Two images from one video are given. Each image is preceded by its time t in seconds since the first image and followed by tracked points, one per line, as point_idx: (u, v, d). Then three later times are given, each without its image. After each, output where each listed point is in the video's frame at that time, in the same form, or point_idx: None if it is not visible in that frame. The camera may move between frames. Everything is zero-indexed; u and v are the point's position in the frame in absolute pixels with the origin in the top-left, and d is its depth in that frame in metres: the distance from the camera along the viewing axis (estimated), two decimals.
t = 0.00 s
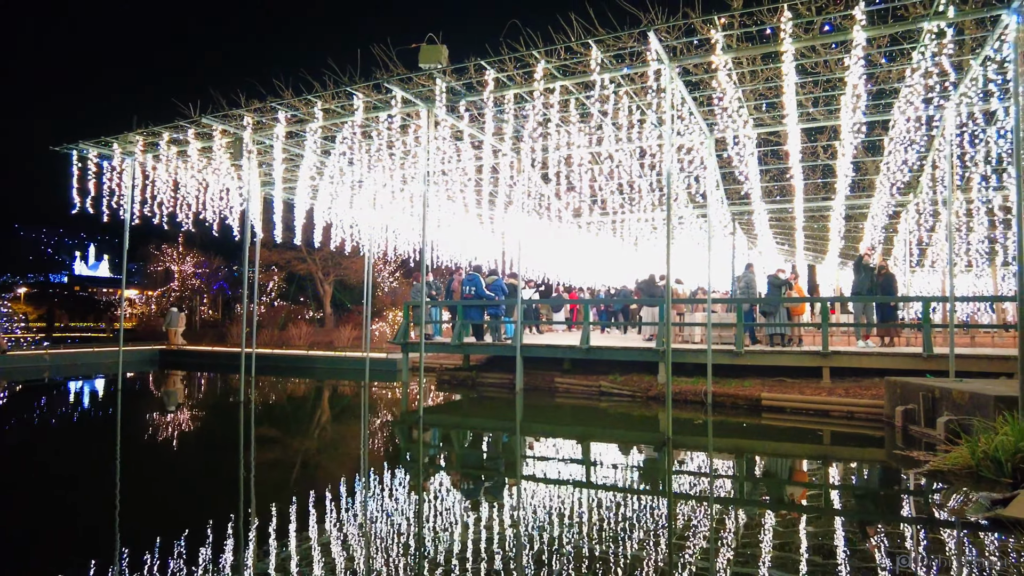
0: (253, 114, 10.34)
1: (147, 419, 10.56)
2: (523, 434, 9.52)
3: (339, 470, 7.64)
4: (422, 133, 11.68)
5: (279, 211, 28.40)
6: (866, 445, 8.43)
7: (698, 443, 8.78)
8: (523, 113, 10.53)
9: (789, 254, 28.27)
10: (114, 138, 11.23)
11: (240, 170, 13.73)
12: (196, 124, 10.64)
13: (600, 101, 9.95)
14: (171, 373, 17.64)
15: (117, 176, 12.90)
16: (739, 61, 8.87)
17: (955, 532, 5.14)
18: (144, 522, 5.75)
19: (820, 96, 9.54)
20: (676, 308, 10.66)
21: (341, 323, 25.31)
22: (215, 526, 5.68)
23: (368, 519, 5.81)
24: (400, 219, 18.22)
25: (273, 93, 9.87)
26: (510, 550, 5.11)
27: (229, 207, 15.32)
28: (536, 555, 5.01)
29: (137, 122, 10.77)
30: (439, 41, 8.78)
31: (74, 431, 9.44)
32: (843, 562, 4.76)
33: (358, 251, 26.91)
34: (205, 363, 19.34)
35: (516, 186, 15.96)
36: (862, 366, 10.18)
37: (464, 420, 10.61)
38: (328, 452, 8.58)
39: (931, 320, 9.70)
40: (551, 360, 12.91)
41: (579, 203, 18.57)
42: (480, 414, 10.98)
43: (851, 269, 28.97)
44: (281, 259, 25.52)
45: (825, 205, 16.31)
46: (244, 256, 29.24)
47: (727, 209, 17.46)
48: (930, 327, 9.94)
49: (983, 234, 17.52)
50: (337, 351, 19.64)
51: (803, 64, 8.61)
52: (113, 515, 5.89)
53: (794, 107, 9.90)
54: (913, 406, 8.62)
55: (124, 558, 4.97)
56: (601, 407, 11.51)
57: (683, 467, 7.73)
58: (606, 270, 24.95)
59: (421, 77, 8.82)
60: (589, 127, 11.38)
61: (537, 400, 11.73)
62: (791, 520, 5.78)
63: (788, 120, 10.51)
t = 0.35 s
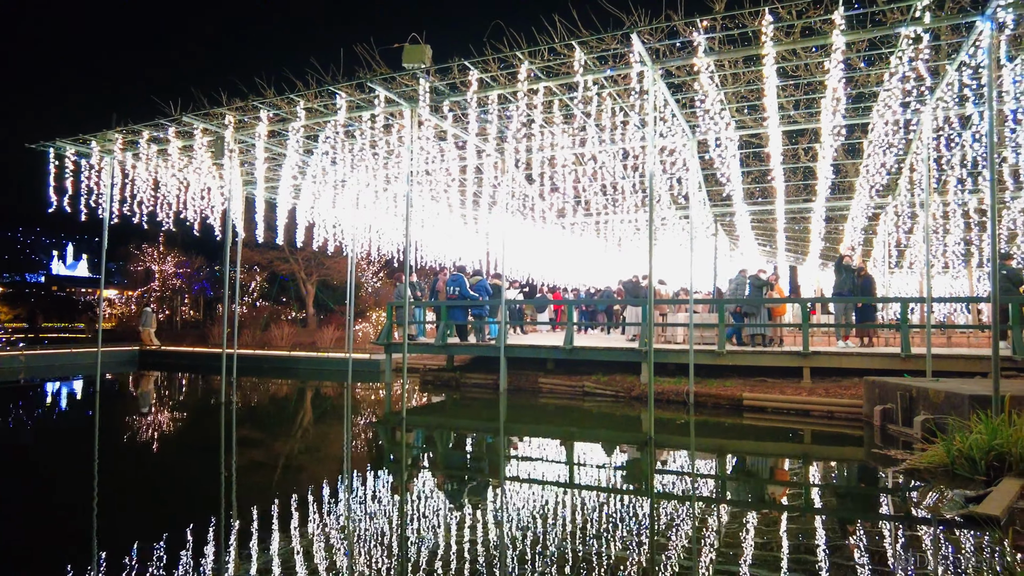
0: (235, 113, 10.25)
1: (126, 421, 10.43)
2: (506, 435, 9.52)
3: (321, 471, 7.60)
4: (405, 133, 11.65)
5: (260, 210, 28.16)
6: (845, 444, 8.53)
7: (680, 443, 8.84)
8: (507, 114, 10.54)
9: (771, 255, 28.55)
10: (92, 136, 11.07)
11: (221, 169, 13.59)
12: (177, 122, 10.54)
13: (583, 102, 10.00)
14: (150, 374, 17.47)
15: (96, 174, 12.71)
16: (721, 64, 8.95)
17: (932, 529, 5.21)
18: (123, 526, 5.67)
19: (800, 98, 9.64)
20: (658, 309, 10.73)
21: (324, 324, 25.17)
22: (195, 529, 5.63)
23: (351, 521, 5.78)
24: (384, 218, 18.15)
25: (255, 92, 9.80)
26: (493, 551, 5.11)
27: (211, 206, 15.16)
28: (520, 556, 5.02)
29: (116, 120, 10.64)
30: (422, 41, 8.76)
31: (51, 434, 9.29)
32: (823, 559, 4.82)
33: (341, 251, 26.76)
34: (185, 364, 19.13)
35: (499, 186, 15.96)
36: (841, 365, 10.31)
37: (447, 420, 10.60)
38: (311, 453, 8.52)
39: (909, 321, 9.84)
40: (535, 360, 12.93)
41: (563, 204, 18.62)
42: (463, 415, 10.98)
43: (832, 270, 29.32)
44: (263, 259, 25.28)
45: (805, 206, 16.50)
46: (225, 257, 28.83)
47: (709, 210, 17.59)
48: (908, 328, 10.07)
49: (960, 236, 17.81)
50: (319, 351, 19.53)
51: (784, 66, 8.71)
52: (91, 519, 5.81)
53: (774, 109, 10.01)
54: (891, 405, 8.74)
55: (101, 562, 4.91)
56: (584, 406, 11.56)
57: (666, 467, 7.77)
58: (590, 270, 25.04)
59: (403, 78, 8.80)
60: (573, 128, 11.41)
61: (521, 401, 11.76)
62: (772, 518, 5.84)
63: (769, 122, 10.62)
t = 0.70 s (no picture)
0: (216, 112, 10.16)
1: (106, 423, 10.29)
2: (490, 435, 9.53)
3: (303, 473, 7.53)
4: (388, 133, 11.62)
5: (242, 210, 27.92)
6: (824, 443, 8.64)
7: (662, 443, 8.90)
8: (491, 114, 10.55)
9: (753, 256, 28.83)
10: (69, 134, 10.92)
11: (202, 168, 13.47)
12: (156, 120, 10.42)
13: (566, 103, 10.03)
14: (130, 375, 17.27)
15: (73, 172, 12.54)
16: (703, 66, 9.02)
17: (909, 526, 5.29)
18: (101, 529, 5.61)
19: (781, 101, 9.74)
20: (641, 310, 10.79)
21: (306, 324, 24.99)
22: (175, 532, 5.57)
23: (334, 522, 5.76)
24: (367, 218, 18.08)
25: (236, 91, 9.72)
26: (477, 552, 5.11)
27: (191, 206, 15.01)
28: (503, 556, 5.03)
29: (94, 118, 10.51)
30: (405, 41, 8.74)
31: (27, 436, 9.15)
32: (803, 557, 4.87)
33: (324, 251, 26.61)
34: (165, 365, 18.91)
35: (484, 186, 15.95)
36: (821, 366, 10.42)
37: (431, 421, 10.58)
38: (293, 454, 8.47)
39: (887, 321, 9.98)
40: (518, 361, 12.95)
41: (547, 205, 18.66)
42: (446, 416, 10.96)
43: (813, 271, 29.67)
44: (245, 259, 25.06)
45: (786, 208, 16.68)
46: (206, 257, 28.53)
47: (692, 211, 17.72)
48: (886, 328, 10.20)
49: (937, 238, 18.10)
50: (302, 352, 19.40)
51: (765, 70, 8.80)
52: (68, 523, 5.73)
53: (756, 112, 10.12)
54: (869, 404, 8.87)
55: (79, 566, 4.85)
56: (567, 406, 11.60)
57: (649, 466, 7.82)
58: (574, 271, 25.12)
59: (387, 77, 8.78)
60: (556, 129, 11.45)
61: (504, 401, 11.77)
62: (753, 517, 5.89)
63: (750, 124, 10.72)
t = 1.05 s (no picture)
0: (196, 110, 10.04)
1: (83, 425, 10.13)
2: (473, 436, 9.51)
3: (284, 475, 7.48)
4: (371, 132, 11.56)
5: (223, 210, 27.66)
6: (804, 442, 8.73)
7: (644, 443, 8.94)
8: (474, 115, 10.54)
9: (734, 257, 29.10)
10: (45, 131, 10.74)
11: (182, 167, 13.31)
12: (135, 118, 10.29)
13: (549, 104, 10.06)
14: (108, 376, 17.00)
15: (49, 169, 12.33)
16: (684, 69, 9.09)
17: (886, 524, 5.37)
18: (77, 533, 5.52)
19: (762, 104, 9.85)
20: (623, 311, 10.83)
21: (288, 325, 24.80)
22: (154, 535, 5.50)
23: (315, 525, 5.71)
24: (350, 217, 17.99)
25: (217, 89, 9.62)
26: (460, 552, 5.10)
27: (171, 204, 14.83)
28: (486, 557, 5.02)
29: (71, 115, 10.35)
30: (388, 40, 8.70)
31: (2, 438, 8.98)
32: (783, 555, 4.92)
33: (306, 251, 26.43)
34: (144, 366, 18.65)
35: (467, 187, 15.94)
36: (801, 366, 10.54)
37: (413, 423, 10.54)
38: (275, 456, 8.39)
39: (866, 322, 10.12)
40: (501, 362, 12.95)
41: (530, 205, 18.69)
42: (429, 417, 10.94)
43: (793, 272, 30.04)
44: (226, 259, 24.81)
45: (767, 210, 16.85)
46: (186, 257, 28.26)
47: (675, 212, 17.83)
48: (865, 329, 10.34)
49: (914, 240, 18.40)
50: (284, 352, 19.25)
51: (745, 73, 8.88)
52: (42, 527, 5.63)
53: (737, 114, 10.21)
54: (848, 404, 8.97)
55: (52, 571, 4.76)
56: (550, 406, 11.63)
57: (632, 466, 7.85)
58: (557, 271, 25.17)
59: (369, 77, 8.74)
60: (540, 130, 11.47)
61: (487, 402, 11.76)
62: (735, 516, 5.95)
63: (731, 127, 10.82)
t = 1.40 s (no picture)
0: (176, 108, 9.93)
1: (59, 427, 9.98)
2: (455, 437, 9.49)
3: (265, 477, 7.41)
4: (354, 131, 11.51)
5: (203, 209, 27.38)
6: (783, 442, 8.82)
7: (627, 442, 8.99)
8: (457, 115, 10.53)
9: (716, 258, 29.37)
10: (20, 128, 10.56)
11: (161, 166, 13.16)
12: (113, 116, 10.16)
13: (532, 105, 10.10)
14: (86, 378, 16.74)
15: (25, 167, 12.14)
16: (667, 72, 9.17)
17: (864, 522, 5.44)
18: (54, 537, 5.45)
19: (743, 106, 9.90)
20: (605, 312, 10.88)
21: (270, 325, 24.62)
22: (131, 538, 5.44)
23: (297, 527, 5.67)
24: (332, 217, 17.88)
25: (197, 87, 9.53)
26: (442, 553, 5.09)
27: (150, 203, 14.65)
28: (468, 558, 5.02)
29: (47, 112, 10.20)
30: (371, 39, 8.67)
31: None
32: (764, 553, 4.97)
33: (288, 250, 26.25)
34: (122, 368, 18.40)
35: (450, 187, 15.92)
36: (781, 366, 10.66)
37: (395, 424, 10.50)
38: (256, 458, 8.31)
39: (844, 323, 10.25)
40: (484, 362, 12.96)
41: (514, 206, 18.72)
42: (411, 418, 10.90)
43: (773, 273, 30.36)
44: (207, 259, 24.57)
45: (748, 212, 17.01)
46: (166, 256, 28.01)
47: (657, 214, 17.94)
48: (843, 329, 10.46)
49: (891, 242, 18.68)
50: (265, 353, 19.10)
51: (726, 75, 8.96)
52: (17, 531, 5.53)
53: (719, 117, 10.31)
54: (826, 404, 9.08)
55: None
56: (532, 407, 11.66)
57: (614, 466, 7.89)
58: (540, 272, 25.22)
59: (351, 76, 8.70)
60: (523, 130, 11.49)
61: (470, 402, 11.76)
62: (716, 515, 5.99)
63: (713, 129, 10.92)
